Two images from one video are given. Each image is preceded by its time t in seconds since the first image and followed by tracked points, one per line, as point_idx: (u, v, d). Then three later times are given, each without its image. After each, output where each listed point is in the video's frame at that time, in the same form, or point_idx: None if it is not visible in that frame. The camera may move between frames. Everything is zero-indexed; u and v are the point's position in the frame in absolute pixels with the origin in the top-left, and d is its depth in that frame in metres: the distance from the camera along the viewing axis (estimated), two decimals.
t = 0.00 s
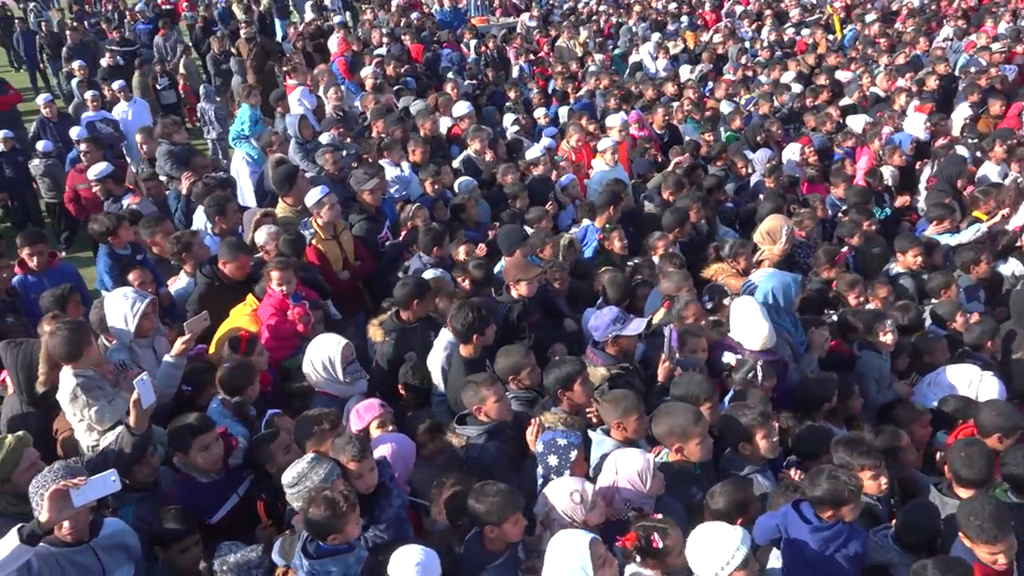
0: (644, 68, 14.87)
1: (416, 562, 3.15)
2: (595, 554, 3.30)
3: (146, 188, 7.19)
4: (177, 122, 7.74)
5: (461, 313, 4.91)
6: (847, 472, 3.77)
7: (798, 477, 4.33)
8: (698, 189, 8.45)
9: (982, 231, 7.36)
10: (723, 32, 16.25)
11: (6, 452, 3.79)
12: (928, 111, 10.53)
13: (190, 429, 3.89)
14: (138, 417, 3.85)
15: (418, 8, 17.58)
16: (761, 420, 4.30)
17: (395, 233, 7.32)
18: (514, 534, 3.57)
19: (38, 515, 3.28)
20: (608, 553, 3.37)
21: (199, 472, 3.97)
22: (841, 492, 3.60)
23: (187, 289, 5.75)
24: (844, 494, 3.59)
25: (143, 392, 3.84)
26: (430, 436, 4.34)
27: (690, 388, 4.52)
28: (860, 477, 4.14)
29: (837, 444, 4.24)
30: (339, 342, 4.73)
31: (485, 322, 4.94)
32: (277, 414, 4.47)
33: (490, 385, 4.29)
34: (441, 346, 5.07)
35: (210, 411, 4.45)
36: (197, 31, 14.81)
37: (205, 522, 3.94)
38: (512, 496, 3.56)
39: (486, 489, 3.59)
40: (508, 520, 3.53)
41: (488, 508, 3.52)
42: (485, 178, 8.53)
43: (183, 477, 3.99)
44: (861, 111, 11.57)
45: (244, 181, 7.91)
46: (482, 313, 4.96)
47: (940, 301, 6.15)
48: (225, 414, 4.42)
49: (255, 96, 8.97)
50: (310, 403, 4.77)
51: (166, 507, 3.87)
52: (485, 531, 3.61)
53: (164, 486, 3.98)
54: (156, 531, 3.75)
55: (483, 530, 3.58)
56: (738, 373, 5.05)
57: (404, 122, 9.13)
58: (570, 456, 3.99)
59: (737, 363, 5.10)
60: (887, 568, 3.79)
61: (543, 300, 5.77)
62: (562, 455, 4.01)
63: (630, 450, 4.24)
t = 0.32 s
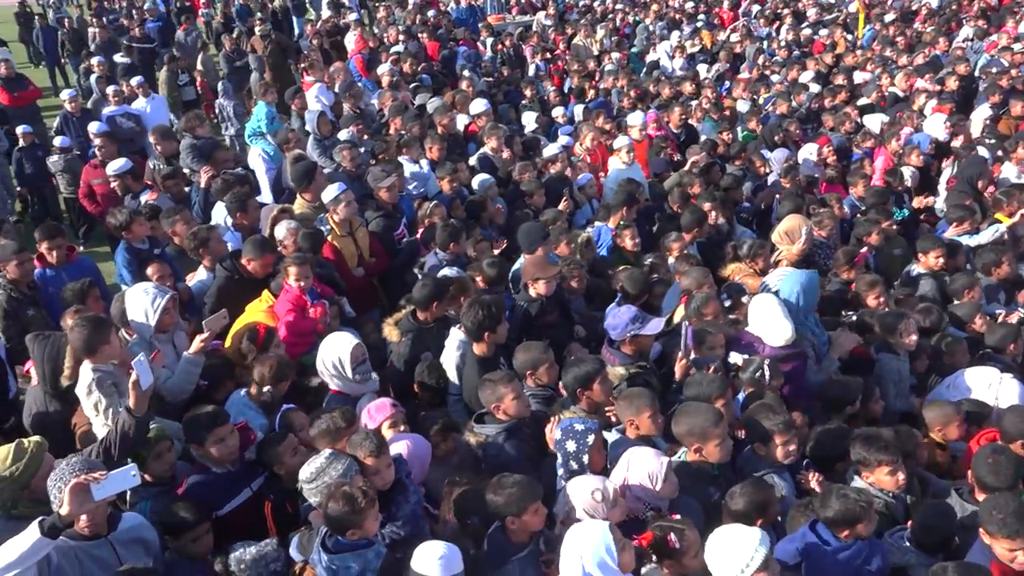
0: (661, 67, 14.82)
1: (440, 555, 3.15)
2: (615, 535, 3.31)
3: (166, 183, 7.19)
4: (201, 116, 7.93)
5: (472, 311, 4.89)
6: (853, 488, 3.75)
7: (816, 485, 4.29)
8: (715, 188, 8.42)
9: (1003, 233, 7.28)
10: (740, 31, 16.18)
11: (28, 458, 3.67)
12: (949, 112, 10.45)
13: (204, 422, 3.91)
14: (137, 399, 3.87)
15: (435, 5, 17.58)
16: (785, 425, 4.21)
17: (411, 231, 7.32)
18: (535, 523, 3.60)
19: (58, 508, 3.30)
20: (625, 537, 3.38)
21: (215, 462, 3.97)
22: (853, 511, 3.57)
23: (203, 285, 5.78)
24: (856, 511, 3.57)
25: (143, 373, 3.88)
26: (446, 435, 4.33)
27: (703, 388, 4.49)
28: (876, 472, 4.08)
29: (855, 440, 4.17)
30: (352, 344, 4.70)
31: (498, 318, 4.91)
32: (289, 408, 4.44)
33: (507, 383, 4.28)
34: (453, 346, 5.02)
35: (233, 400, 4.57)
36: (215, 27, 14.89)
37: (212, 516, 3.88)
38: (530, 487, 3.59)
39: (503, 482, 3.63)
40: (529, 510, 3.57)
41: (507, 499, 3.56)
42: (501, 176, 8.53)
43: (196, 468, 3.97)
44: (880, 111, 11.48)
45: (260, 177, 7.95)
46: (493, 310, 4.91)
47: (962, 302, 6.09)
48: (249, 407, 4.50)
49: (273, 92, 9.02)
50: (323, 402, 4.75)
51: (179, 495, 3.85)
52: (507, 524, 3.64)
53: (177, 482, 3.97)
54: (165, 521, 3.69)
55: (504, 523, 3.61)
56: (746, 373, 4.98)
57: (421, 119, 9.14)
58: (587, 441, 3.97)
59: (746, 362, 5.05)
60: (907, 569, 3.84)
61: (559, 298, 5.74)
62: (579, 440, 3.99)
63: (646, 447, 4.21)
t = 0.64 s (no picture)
0: (679, 65, 14.75)
1: (449, 553, 3.12)
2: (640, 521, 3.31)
3: (188, 176, 7.23)
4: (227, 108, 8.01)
5: (491, 304, 4.87)
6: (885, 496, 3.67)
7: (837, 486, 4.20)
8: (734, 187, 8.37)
9: None
10: (759, 29, 16.08)
11: (50, 455, 3.65)
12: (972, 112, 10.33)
13: (215, 416, 3.90)
14: (147, 381, 3.98)
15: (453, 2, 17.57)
16: (805, 417, 4.24)
17: (429, 226, 7.31)
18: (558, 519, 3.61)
19: (79, 501, 3.30)
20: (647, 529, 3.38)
21: (228, 458, 3.95)
22: (880, 517, 3.51)
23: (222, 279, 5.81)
24: (883, 517, 3.50)
25: (154, 356, 3.99)
26: (464, 433, 4.32)
27: (730, 394, 4.37)
28: (902, 474, 4.03)
29: (879, 441, 4.13)
30: (366, 342, 4.68)
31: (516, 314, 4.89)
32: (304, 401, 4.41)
33: (529, 381, 4.24)
34: (474, 343, 5.03)
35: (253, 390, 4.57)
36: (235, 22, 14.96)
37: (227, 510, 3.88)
38: (552, 481, 3.61)
39: (526, 476, 3.64)
40: (552, 504, 3.58)
41: (529, 495, 3.57)
42: (519, 172, 8.51)
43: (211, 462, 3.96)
44: (901, 110, 11.36)
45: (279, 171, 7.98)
46: (513, 304, 4.90)
47: (986, 303, 6.02)
48: (269, 395, 4.51)
49: (294, 87, 9.08)
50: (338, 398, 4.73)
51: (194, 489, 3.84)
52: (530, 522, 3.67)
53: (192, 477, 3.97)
54: (182, 512, 3.69)
55: (528, 518, 3.63)
56: (768, 372, 4.88)
57: (439, 114, 9.14)
58: (608, 434, 3.96)
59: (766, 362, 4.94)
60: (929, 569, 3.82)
61: (579, 297, 5.70)
62: (601, 432, 3.98)
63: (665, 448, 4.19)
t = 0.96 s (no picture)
0: (698, 63, 14.69)
1: (445, 553, 3.11)
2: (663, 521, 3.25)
3: (209, 171, 7.27)
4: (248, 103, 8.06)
5: (512, 298, 4.88)
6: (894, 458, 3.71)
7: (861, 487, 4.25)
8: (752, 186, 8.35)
9: None
10: (779, 27, 15.99)
11: (72, 445, 3.69)
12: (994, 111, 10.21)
13: (231, 413, 3.84)
14: (165, 370, 4.06)
15: None
16: (830, 412, 4.19)
17: (447, 222, 7.31)
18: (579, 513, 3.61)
19: (101, 495, 3.32)
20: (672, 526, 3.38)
21: (245, 456, 3.91)
22: (890, 479, 3.54)
23: (241, 274, 5.82)
24: (894, 479, 3.53)
25: (176, 345, 4.12)
26: (483, 431, 4.31)
27: (749, 392, 4.39)
28: (926, 482, 3.99)
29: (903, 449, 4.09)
30: (380, 338, 4.70)
31: (537, 309, 4.90)
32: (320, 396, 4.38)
33: (549, 377, 4.23)
34: (492, 341, 5.04)
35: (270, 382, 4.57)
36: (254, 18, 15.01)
37: (249, 507, 3.89)
38: (573, 474, 3.59)
39: (547, 469, 3.63)
40: (573, 498, 3.57)
41: (550, 488, 3.56)
42: (537, 169, 8.50)
43: (227, 460, 3.93)
44: (922, 108, 11.23)
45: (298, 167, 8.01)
46: (535, 299, 4.92)
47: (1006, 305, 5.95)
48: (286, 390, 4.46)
49: (313, 82, 9.11)
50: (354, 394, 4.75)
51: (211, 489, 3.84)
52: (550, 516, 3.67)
53: (212, 471, 3.98)
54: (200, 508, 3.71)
55: (548, 512, 3.63)
56: (793, 372, 4.83)
57: (458, 111, 9.14)
58: (620, 429, 3.95)
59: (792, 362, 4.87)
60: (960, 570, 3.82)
61: (598, 295, 5.68)
62: (613, 426, 3.98)
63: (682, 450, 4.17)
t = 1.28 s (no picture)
0: (712, 62, 14.63)
1: (451, 557, 3.12)
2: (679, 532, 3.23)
3: (225, 170, 7.32)
4: (265, 104, 8.10)
5: (536, 298, 4.88)
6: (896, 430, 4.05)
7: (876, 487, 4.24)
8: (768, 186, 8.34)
9: None
10: (794, 26, 15.90)
11: (97, 437, 3.73)
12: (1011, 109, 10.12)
13: (255, 413, 3.86)
14: (183, 365, 4.05)
15: None
16: (848, 415, 4.19)
17: (462, 222, 7.32)
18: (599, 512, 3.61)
19: (121, 493, 3.33)
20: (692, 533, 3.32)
21: (265, 453, 3.93)
22: (895, 445, 3.85)
23: (256, 274, 5.85)
24: (900, 446, 3.84)
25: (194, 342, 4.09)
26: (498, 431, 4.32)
27: (762, 389, 4.41)
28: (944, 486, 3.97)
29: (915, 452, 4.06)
30: (396, 336, 4.71)
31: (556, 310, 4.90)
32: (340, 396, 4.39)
33: (564, 378, 4.24)
34: (508, 340, 5.02)
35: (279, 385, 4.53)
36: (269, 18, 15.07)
37: (276, 500, 3.92)
38: (593, 474, 3.60)
39: (567, 469, 3.64)
40: (593, 497, 3.58)
41: (570, 488, 3.58)
42: (551, 168, 8.49)
43: (249, 457, 3.95)
44: (938, 108, 11.15)
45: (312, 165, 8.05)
46: (557, 299, 4.93)
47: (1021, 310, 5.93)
48: (295, 391, 4.48)
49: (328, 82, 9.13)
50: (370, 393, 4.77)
51: (234, 485, 3.87)
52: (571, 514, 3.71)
53: (228, 470, 3.99)
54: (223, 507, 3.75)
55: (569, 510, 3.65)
56: (811, 376, 4.77)
57: (472, 110, 9.15)
58: (629, 429, 3.95)
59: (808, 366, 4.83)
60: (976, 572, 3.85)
61: (612, 295, 5.67)
62: (622, 427, 3.98)
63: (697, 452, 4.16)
